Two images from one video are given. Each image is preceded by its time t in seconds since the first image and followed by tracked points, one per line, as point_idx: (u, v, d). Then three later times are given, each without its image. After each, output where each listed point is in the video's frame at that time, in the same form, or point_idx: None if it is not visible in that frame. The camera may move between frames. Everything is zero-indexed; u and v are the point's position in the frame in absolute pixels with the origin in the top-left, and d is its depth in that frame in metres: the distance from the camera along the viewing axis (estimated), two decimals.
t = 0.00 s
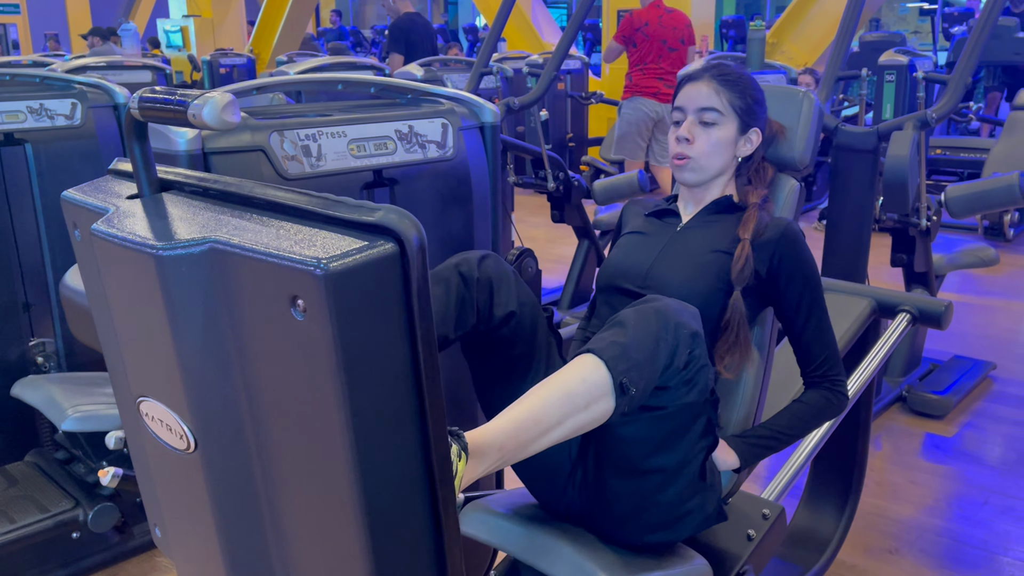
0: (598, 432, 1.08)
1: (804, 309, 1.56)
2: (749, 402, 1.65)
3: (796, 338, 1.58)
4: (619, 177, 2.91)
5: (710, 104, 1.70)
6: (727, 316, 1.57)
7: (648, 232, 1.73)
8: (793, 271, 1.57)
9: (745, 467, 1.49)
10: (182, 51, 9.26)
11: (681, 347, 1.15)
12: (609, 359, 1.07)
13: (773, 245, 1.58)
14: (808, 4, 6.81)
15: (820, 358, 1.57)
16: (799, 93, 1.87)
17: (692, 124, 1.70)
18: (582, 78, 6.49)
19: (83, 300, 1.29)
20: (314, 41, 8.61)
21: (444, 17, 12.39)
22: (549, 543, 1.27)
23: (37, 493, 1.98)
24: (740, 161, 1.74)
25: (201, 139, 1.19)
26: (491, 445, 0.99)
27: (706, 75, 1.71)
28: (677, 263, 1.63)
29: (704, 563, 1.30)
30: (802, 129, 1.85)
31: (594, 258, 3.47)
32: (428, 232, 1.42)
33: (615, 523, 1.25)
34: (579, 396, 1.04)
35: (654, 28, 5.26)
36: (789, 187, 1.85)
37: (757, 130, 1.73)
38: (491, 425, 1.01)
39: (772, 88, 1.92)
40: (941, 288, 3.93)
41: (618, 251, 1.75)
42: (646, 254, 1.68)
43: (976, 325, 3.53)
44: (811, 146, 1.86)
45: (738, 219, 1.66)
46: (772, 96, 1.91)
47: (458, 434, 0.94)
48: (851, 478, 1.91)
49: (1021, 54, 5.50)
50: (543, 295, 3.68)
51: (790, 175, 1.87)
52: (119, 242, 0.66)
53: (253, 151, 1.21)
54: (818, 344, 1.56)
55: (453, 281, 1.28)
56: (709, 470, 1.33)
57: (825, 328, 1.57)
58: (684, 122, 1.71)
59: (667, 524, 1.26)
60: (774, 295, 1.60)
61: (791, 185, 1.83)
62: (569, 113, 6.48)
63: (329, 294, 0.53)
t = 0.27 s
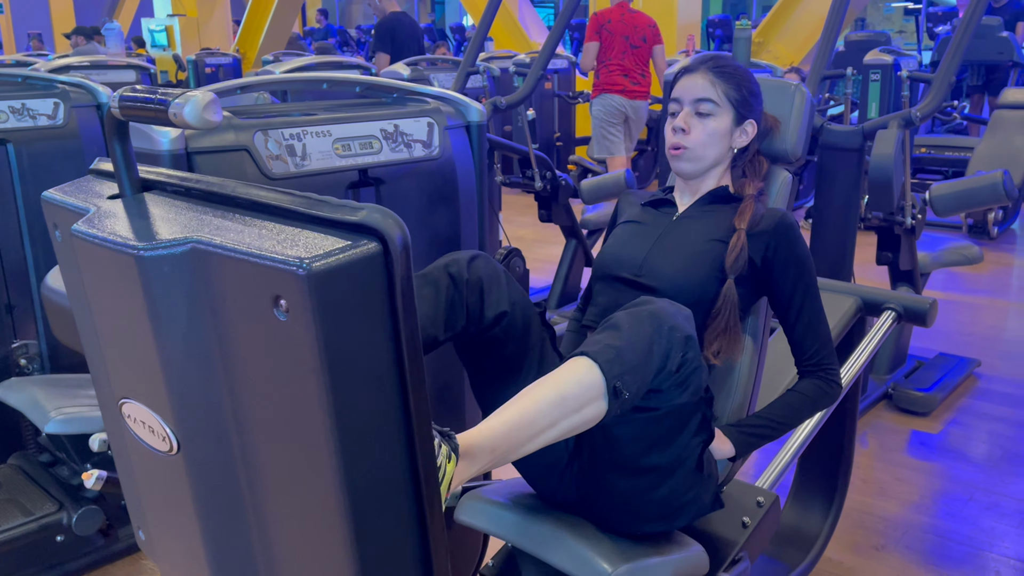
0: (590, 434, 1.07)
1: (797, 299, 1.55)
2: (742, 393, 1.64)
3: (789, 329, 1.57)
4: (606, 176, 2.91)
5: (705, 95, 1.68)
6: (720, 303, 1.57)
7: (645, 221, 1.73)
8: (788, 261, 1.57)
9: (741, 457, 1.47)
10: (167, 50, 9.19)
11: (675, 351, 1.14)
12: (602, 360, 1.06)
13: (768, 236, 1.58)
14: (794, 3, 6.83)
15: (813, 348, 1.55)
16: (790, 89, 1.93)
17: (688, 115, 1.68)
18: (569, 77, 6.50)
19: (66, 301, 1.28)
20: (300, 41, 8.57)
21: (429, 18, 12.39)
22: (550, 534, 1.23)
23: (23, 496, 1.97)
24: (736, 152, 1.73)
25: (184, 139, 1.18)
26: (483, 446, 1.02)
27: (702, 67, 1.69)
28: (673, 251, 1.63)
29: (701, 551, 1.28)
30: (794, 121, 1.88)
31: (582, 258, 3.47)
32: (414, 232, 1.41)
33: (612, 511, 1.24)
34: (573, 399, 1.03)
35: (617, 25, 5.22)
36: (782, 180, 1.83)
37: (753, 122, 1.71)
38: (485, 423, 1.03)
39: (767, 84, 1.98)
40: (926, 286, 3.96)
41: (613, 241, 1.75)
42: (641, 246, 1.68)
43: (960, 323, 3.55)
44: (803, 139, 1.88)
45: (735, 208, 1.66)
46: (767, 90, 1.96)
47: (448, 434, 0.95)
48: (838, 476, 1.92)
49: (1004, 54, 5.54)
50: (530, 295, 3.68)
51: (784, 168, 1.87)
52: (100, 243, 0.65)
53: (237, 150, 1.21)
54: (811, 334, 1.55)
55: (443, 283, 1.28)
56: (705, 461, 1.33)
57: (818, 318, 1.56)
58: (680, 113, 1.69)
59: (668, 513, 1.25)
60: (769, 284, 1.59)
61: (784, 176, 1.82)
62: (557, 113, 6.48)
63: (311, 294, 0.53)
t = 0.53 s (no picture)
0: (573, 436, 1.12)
1: (812, 266, 1.60)
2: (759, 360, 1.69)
3: (801, 296, 1.62)
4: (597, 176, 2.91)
5: (724, 70, 1.70)
6: (740, 270, 1.60)
7: (665, 192, 1.76)
8: (803, 229, 1.62)
9: (756, 420, 1.53)
10: (155, 50, 9.15)
11: (652, 353, 1.21)
12: (586, 365, 1.12)
13: (785, 205, 1.63)
14: (782, 3, 6.85)
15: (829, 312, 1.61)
16: (805, 64, 1.92)
17: (708, 89, 1.71)
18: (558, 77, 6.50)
19: (54, 303, 1.28)
20: (289, 40, 8.53)
21: (418, 17, 12.36)
22: (584, 491, 1.34)
23: (11, 499, 1.95)
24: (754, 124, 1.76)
25: (172, 140, 1.18)
26: (471, 449, 1.03)
27: (720, 43, 1.72)
28: (694, 220, 1.66)
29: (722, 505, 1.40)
30: (808, 96, 1.88)
31: (572, 257, 3.48)
32: (404, 232, 1.41)
33: (634, 474, 1.34)
34: (557, 403, 1.08)
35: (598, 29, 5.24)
36: (797, 153, 1.85)
37: (770, 94, 1.74)
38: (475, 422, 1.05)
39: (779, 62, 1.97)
40: (914, 284, 3.97)
41: (635, 214, 1.78)
42: (662, 216, 1.71)
43: (948, 321, 3.57)
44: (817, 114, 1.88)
45: (753, 178, 1.69)
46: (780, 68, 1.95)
47: (438, 436, 0.95)
48: (827, 474, 1.93)
49: (990, 53, 5.55)
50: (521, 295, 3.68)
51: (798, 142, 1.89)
52: (87, 245, 0.65)
53: (225, 151, 1.20)
54: (828, 297, 1.60)
55: (434, 297, 1.28)
56: (722, 429, 1.41)
57: (832, 286, 1.61)
58: (700, 88, 1.72)
59: (682, 476, 1.34)
60: (784, 251, 1.64)
61: (798, 149, 1.84)
62: (546, 113, 6.48)
63: (300, 296, 0.53)
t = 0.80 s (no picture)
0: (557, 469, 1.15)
1: (829, 238, 1.64)
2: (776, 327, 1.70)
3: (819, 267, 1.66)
4: (590, 174, 2.91)
5: (752, 45, 1.71)
6: (770, 237, 1.62)
7: (689, 164, 1.76)
8: (823, 199, 1.64)
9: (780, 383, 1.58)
10: (145, 50, 9.11)
11: (631, 395, 1.24)
12: (574, 402, 1.15)
13: (807, 175, 1.64)
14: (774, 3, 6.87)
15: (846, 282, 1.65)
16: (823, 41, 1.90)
17: (736, 64, 1.71)
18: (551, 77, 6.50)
19: (46, 302, 1.27)
20: (280, 39, 8.51)
21: (410, 17, 12.35)
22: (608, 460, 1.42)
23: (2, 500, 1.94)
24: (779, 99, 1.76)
25: (165, 139, 1.17)
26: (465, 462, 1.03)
27: (747, 21, 1.72)
28: (719, 189, 1.67)
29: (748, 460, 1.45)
30: (828, 68, 1.86)
31: (565, 256, 3.48)
32: (399, 231, 1.41)
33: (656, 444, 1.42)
34: (546, 434, 1.11)
35: (578, 24, 5.45)
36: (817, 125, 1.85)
37: (795, 69, 1.74)
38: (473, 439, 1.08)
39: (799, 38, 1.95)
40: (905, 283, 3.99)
41: (660, 185, 1.78)
42: (687, 185, 1.71)
43: (939, 320, 3.59)
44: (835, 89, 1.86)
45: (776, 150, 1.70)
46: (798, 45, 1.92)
47: (434, 438, 0.95)
48: (820, 471, 1.94)
49: (980, 53, 5.58)
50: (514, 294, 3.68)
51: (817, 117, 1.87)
52: (80, 244, 0.64)
53: (218, 150, 1.20)
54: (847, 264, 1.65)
55: (436, 336, 1.33)
56: (742, 403, 1.45)
57: (847, 257, 1.64)
58: (728, 63, 1.72)
59: (695, 453, 1.40)
60: (805, 221, 1.66)
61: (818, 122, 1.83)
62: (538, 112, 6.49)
63: (297, 295, 0.53)
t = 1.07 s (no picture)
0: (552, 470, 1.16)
1: (843, 221, 1.63)
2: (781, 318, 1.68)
3: (842, 248, 1.65)
4: (585, 173, 2.91)
5: (750, 42, 1.72)
6: (764, 240, 1.62)
7: (684, 166, 1.76)
8: (823, 191, 1.63)
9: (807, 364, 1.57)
10: (138, 49, 9.08)
11: (624, 397, 1.24)
12: (568, 403, 1.15)
13: (799, 174, 1.64)
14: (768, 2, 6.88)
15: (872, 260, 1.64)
16: (817, 39, 1.88)
17: (734, 59, 1.72)
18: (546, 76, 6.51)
19: (41, 302, 1.27)
20: (273, 38, 8.49)
21: (404, 16, 12.35)
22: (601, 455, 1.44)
23: None
24: (775, 98, 1.77)
25: (160, 138, 1.17)
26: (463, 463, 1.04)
27: (746, 18, 1.73)
28: (716, 190, 1.66)
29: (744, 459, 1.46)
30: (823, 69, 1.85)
31: (561, 256, 3.48)
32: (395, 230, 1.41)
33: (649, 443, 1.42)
34: (541, 435, 1.11)
35: (555, 32, 5.36)
36: (812, 125, 1.84)
37: (791, 70, 1.76)
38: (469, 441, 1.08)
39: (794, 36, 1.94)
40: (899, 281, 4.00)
41: (658, 186, 1.78)
42: (683, 186, 1.71)
43: (933, 318, 3.60)
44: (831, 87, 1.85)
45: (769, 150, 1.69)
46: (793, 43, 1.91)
47: (430, 438, 0.94)
48: (816, 469, 1.94)
49: (973, 52, 5.60)
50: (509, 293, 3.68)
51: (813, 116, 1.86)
52: (76, 244, 0.64)
53: (214, 149, 1.20)
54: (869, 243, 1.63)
55: (437, 344, 1.30)
56: (737, 399, 1.45)
57: (865, 235, 1.63)
58: (726, 59, 1.74)
59: (688, 452, 1.40)
60: (809, 216, 1.66)
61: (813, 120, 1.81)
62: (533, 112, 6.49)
63: (294, 294, 0.53)
